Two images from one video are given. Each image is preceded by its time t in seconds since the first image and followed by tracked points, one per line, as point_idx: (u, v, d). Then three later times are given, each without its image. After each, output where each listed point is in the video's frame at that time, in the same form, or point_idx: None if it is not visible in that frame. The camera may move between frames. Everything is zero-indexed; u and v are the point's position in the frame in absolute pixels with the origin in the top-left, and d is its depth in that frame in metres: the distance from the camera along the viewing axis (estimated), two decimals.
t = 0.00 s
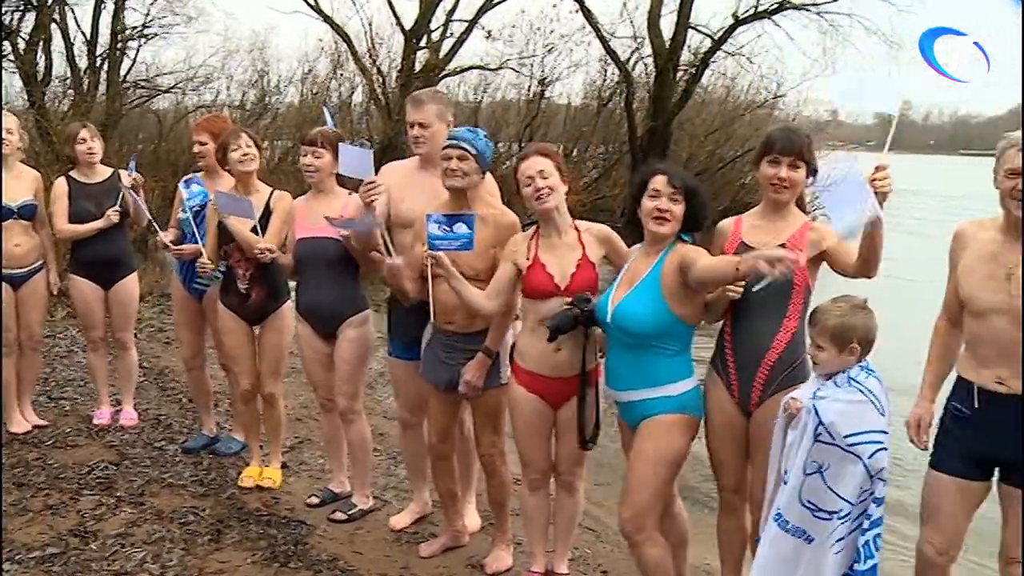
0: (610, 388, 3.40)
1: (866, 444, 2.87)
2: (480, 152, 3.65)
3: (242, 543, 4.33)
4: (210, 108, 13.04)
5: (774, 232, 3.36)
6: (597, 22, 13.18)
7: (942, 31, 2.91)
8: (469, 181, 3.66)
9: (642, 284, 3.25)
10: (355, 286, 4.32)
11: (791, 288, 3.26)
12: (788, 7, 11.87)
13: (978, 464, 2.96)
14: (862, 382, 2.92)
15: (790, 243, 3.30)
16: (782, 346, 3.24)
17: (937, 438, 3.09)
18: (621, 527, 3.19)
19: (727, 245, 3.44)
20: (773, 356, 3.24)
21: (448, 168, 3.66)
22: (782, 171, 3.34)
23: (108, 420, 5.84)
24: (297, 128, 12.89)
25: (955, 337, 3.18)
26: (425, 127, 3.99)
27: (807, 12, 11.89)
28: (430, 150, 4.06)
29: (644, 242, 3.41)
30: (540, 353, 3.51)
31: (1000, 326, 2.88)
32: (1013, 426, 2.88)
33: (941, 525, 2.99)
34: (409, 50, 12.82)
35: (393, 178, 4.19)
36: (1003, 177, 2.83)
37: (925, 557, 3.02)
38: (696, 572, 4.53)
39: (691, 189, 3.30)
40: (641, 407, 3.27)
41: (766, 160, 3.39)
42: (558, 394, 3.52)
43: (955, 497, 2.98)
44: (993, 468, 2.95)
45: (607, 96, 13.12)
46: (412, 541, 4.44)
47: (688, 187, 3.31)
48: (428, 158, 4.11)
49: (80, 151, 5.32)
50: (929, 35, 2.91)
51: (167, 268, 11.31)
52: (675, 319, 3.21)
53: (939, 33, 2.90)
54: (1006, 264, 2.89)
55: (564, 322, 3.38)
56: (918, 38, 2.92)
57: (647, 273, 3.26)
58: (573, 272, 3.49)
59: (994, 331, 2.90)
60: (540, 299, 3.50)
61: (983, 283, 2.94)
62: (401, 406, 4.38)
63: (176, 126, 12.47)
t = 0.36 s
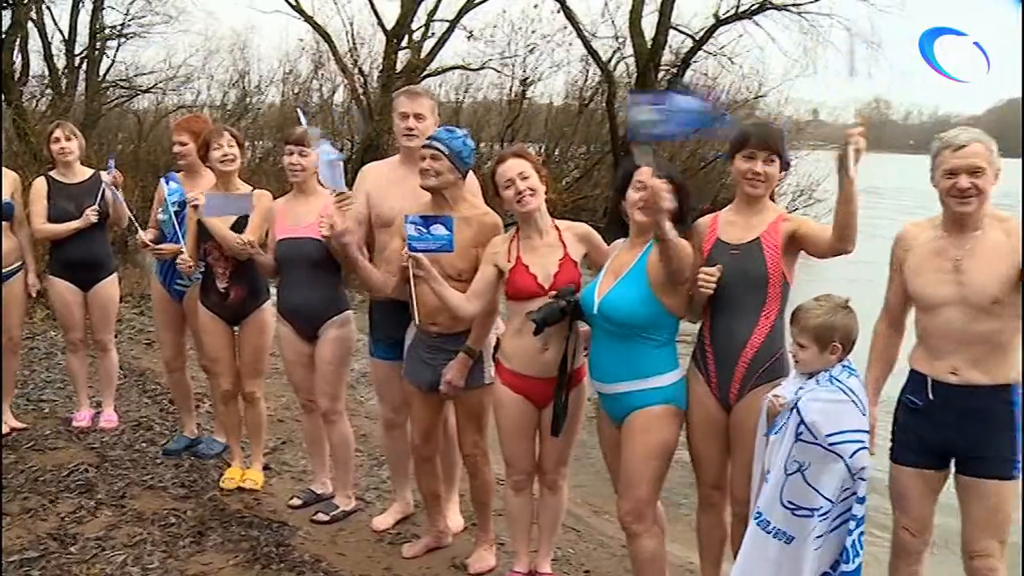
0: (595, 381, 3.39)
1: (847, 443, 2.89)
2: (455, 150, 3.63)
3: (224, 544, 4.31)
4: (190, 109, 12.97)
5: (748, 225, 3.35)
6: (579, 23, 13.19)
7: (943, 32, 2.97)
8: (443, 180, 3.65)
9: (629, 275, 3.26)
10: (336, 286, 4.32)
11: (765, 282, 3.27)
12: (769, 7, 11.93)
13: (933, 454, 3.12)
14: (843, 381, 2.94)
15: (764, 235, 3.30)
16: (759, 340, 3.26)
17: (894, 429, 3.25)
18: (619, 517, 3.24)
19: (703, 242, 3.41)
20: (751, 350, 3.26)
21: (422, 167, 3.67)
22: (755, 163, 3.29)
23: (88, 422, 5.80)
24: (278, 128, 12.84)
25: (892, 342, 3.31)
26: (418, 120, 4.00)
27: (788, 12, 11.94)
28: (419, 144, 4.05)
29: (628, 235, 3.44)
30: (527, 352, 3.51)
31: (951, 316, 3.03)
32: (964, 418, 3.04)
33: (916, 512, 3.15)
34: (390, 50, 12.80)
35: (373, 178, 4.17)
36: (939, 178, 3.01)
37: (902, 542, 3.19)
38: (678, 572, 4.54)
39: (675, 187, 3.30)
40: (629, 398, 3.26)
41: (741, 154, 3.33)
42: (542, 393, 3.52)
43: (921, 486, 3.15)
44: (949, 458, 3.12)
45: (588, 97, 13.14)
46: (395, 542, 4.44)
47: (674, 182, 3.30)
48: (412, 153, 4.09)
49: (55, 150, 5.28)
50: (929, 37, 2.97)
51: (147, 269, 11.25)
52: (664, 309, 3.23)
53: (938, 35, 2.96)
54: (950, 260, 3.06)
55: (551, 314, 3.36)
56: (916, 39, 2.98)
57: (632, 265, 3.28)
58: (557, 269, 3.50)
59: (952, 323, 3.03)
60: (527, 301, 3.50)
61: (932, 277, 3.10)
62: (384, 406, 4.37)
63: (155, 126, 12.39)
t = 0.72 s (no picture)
0: (579, 387, 3.40)
1: (836, 445, 2.89)
2: (440, 150, 3.62)
3: (209, 547, 4.29)
4: (173, 110, 12.92)
5: (733, 228, 3.36)
6: (563, 23, 13.21)
7: (943, 31, 2.98)
8: (427, 177, 3.66)
9: (613, 282, 3.27)
10: (320, 287, 4.32)
11: (749, 283, 3.28)
12: (753, 8, 11.97)
13: (905, 449, 3.13)
14: (829, 383, 2.93)
15: (747, 239, 3.30)
16: (744, 342, 3.27)
17: (868, 427, 3.27)
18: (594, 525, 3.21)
19: (686, 244, 3.43)
20: (735, 354, 3.27)
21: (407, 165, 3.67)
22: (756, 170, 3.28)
23: (71, 425, 5.77)
24: (263, 129, 12.81)
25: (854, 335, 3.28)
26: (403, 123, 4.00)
27: (771, 13, 11.98)
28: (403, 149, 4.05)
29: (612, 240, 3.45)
30: (506, 355, 3.51)
31: (918, 304, 3.07)
32: (931, 411, 3.05)
33: (895, 508, 3.16)
34: (375, 51, 12.79)
35: (360, 185, 4.18)
36: (915, 175, 3.04)
37: (883, 539, 3.19)
38: (664, 572, 4.54)
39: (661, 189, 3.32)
40: (610, 404, 3.27)
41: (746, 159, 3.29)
42: (522, 394, 3.51)
43: (896, 482, 3.17)
44: (921, 453, 3.12)
45: (573, 97, 13.15)
46: (380, 544, 4.43)
47: (660, 189, 3.32)
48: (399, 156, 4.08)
49: (37, 151, 5.26)
50: (930, 36, 2.97)
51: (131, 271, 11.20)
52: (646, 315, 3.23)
53: (939, 35, 2.96)
54: (920, 252, 3.10)
55: (537, 321, 3.36)
56: (916, 38, 2.99)
57: (616, 270, 3.29)
58: (539, 272, 3.51)
59: (923, 315, 3.05)
60: (509, 299, 3.52)
61: (901, 267, 3.13)
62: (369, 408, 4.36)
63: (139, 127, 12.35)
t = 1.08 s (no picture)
0: (560, 388, 3.40)
1: (819, 445, 2.89)
2: (426, 153, 3.62)
3: (193, 551, 4.27)
4: (156, 111, 12.86)
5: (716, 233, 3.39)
6: (548, 25, 13.23)
7: (943, 31, 2.94)
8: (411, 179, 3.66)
9: (588, 283, 3.27)
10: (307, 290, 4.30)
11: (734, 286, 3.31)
12: (737, 10, 12.00)
13: (889, 451, 3.14)
14: (811, 384, 2.93)
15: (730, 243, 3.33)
16: (729, 345, 3.29)
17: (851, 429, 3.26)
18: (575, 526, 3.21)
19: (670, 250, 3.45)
20: (720, 358, 3.28)
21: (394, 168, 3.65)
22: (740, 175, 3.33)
23: (53, 429, 5.73)
24: (247, 131, 12.76)
25: (837, 331, 3.33)
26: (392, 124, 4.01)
27: (755, 14, 12.03)
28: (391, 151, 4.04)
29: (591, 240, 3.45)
30: (488, 356, 3.51)
31: (903, 305, 3.09)
32: (916, 413, 3.06)
33: (879, 510, 3.17)
34: (359, 53, 12.77)
35: (347, 186, 4.17)
36: (913, 179, 3.06)
37: (868, 542, 3.19)
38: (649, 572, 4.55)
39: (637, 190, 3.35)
40: (591, 404, 3.28)
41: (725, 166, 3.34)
42: (507, 397, 3.51)
43: (880, 484, 3.17)
44: (905, 454, 3.13)
45: (558, 98, 13.17)
46: (366, 547, 4.41)
47: (636, 187, 3.36)
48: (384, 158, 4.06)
49: (18, 153, 5.23)
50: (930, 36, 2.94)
51: (113, 273, 11.14)
52: (622, 313, 3.23)
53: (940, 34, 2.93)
54: (906, 250, 3.13)
55: (516, 317, 3.36)
56: (916, 38, 2.95)
57: (592, 273, 3.29)
58: (523, 275, 3.51)
59: (907, 316, 3.07)
60: (492, 300, 3.51)
61: (888, 267, 3.14)
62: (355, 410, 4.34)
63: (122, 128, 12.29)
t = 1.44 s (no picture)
0: (546, 383, 3.41)
1: (801, 438, 2.92)
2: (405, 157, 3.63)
3: (177, 555, 4.25)
4: (139, 113, 12.80)
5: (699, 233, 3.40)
6: (531, 26, 13.23)
7: (943, 31, 2.96)
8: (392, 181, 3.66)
9: (576, 277, 3.27)
10: (291, 291, 4.29)
11: (715, 286, 3.29)
12: (720, 11, 12.03)
13: (870, 450, 3.15)
14: (790, 379, 2.97)
15: (714, 245, 3.34)
16: (711, 346, 3.28)
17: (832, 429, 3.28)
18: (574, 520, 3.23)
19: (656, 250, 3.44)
20: (701, 359, 3.27)
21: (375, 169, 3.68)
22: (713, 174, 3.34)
23: (35, 433, 5.70)
24: (230, 133, 12.72)
25: (824, 332, 3.33)
26: (378, 122, 3.98)
27: (739, 16, 12.06)
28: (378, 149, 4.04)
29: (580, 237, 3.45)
30: (476, 356, 3.50)
31: (883, 306, 3.10)
32: (895, 413, 3.07)
33: (861, 509, 3.18)
34: (343, 54, 12.75)
35: (334, 179, 4.15)
36: (875, 185, 3.09)
37: (851, 541, 3.21)
38: (635, 572, 4.55)
39: (626, 187, 3.36)
40: (577, 400, 3.27)
41: (699, 164, 3.38)
42: (493, 397, 3.51)
43: (862, 483, 3.18)
44: (887, 453, 3.14)
45: (542, 99, 13.17)
46: (351, 549, 4.40)
47: (624, 182, 3.36)
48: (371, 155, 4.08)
49: None
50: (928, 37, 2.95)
51: (96, 275, 11.07)
52: (610, 307, 3.24)
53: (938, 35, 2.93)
54: (885, 253, 3.14)
55: (504, 315, 3.36)
56: (917, 38, 2.98)
57: (581, 266, 3.29)
58: (508, 275, 3.52)
59: (888, 317, 3.08)
60: (477, 302, 3.50)
61: (867, 269, 3.16)
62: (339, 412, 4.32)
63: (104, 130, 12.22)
